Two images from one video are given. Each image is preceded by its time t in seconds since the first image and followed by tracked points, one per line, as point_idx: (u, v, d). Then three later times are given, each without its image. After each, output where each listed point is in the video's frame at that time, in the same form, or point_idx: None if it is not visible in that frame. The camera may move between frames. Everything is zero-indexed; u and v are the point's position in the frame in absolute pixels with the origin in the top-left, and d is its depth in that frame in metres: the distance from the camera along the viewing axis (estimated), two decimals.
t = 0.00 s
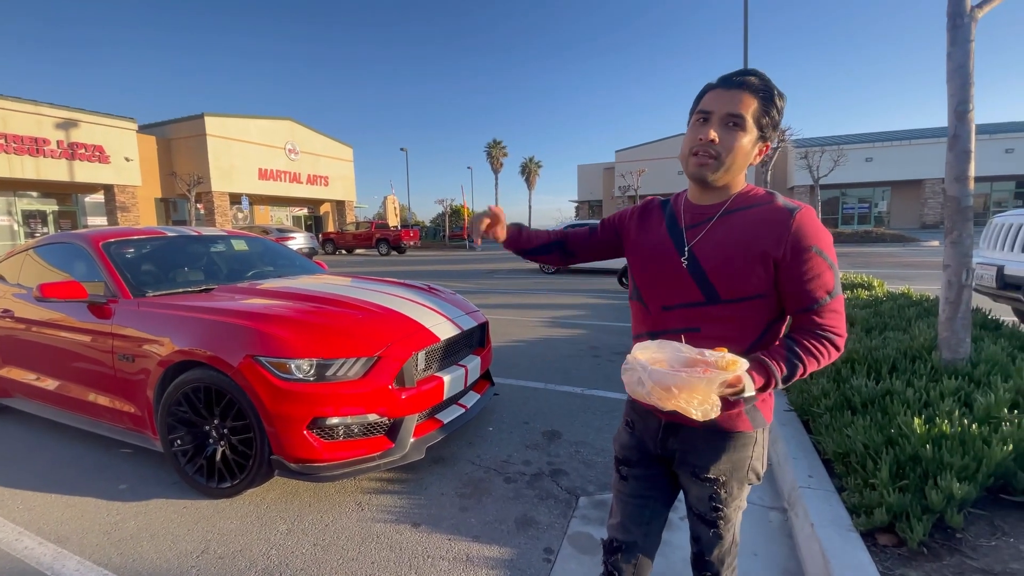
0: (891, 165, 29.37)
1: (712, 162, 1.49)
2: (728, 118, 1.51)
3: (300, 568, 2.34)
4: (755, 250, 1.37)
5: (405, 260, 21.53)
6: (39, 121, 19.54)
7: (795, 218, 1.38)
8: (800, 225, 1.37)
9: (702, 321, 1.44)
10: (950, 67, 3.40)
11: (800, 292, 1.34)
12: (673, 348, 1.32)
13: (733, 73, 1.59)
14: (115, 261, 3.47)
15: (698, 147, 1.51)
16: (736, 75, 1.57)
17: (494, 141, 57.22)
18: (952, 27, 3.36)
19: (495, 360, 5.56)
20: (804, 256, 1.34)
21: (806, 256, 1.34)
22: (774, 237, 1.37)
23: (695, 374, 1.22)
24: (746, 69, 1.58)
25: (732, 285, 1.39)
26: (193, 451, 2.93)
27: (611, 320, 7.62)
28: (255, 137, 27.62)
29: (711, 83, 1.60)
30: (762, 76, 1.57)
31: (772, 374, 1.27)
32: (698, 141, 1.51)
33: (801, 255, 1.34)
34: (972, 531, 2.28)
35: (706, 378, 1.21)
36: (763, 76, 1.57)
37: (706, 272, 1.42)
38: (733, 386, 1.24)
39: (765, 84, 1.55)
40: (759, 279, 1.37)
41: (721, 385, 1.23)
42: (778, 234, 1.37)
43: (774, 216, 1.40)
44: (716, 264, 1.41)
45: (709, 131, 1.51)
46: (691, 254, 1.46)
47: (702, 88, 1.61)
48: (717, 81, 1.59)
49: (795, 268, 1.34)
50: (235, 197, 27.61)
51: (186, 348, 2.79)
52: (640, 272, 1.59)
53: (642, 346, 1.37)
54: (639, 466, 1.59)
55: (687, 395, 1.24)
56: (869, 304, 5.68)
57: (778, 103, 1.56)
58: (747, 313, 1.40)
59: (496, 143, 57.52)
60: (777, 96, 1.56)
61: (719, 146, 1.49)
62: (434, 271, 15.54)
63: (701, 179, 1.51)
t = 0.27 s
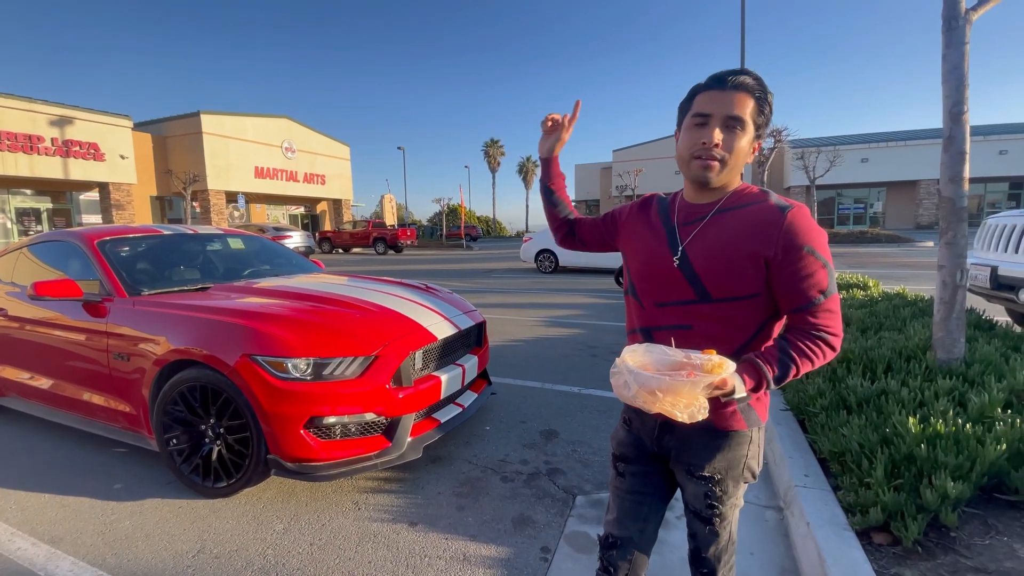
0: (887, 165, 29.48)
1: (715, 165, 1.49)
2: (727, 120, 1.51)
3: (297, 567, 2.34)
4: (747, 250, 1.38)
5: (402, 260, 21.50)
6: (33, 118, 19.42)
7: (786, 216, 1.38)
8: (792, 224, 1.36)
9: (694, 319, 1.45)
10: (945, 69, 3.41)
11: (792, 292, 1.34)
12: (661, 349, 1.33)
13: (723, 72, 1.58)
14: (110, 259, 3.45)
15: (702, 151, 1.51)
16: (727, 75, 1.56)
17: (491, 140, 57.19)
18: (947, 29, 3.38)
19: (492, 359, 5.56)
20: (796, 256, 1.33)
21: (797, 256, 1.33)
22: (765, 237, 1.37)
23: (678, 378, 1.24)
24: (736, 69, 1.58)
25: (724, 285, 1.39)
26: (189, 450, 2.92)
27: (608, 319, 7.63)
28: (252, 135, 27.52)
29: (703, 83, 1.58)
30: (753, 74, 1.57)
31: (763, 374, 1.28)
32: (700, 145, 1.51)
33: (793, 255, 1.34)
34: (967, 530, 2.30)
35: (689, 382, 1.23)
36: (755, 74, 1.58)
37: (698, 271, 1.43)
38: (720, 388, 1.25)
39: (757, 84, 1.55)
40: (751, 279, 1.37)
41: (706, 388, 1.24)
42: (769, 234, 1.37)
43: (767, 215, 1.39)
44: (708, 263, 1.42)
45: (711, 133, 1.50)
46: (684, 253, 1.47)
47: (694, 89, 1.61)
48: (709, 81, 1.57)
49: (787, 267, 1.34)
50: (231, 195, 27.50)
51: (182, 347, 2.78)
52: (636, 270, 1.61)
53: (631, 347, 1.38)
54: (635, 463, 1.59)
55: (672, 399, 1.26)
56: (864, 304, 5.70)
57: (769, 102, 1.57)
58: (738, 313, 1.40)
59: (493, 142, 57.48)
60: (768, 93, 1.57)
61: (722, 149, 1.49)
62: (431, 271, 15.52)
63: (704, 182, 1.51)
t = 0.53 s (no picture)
0: (884, 165, 29.56)
1: (710, 165, 1.50)
2: (721, 120, 1.51)
3: (295, 566, 2.34)
4: (736, 249, 1.37)
5: (400, 258, 21.49)
6: (29, 115, 19.33)
7: (776, 215, 1.36)
8: (783, 223, 1.34)
9: (685, 316, 1.46)
10: (942, 69, 3.42)
11: (781, 291, 1.33)
12: (642, 347, 1.34)
13: (713, 72, 1.58)
14: (107, 257, 3.43)
15: (695, 151, 1.51)
16: (718, 75, 1.56)
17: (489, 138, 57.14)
18: (944, 29, 3.39)
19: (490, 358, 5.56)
20: (785, 254, 1.31)
21: (786, 254, 1.31)
22: (754, 235, 1.36)
23: (654, 373, 1.25)
24: (726, 68, 1.57)
25: (713, 283, 1.40)
26: (186, 449, 2.92)
27: (606, 318, 7.64)
28: (249, 133, 27.44)
29: (694, 83, 1.58)
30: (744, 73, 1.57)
31: (749, 375, 1.28)
32: (694, 145, 1.51)
33: (782, 254, 1.32)
34: (963, 528, 2.31)
35: (665, 377, 1.24)
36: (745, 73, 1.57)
37: (688, 270, 1.44)
38: (697, 387, 1.26)
39: (748, 83, 1.55)
40: (739, 277, 1.37)
41: (682, 384, 1.24)
42: (758, 232, 1.36)
43: (758, 213, 1.38)
44: (697, 262, 1.42)
45: (706, 133, 1.50)
46: (676, 250, 1.48)
47: (685, 89, 1.61)
48: (700, 81, 1.57)
49: (776, 266, 1.32)
50: (228, 193, 27.42)
51: (180, 346, 2.78)
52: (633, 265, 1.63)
53: (614, 345, 1.40)
54: (632, 461, 1.60)
55: (648, 393, 1.26)
56: (861, 303, 5.72)
57: (761, 101, 1.56)
58: (728, 311, 1.41)
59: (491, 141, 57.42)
60: (760, 92, 1.57)
61: (716, 149, 1.50)
62: (428, 269, 15.50)
63: (699, 182, 1.51)
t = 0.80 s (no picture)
0: (882, 165, 29.61)
1: (707, 165, 1.50)
2: (717, 119, 1.51)
3: (293, 564, 2.34)
4: (731, 249, 1.38)
5: (398, 257, 21.48)
6: (27, 113, 19.28)
7: (771, 215, 1.36)
8: (778, 223, 1.34)
9: (680, 316, 1.47)
10: (939, 70, 3.43)
11: (775, 292, 1.32)
12: (628, 340, 1.36)
13: (710, 71, 1.58)
14: (104, 256, 3.43)
15: (692, 151, 1.52)
16: (715, 74, 1.57)
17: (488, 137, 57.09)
18: (942, 30, 3.39)
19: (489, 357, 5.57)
20: (779, 255, 1.31)
21: (780, 255, 1.31)
22: (749, 235, 1.36)
23: (635, 366, 1.26)
24: (723, 67, 1.58)
25: (707, 283, 1.40)
26: (184, 448, 2.92)
27: (606, 317, 7.65)
28: (248, 132, 27.39)
29: (690, 82, 1.59)
30: (740, 72, 1.57)
31: (735, 375, 1.29)
32: (691, 145, 1.52)
33: (777, 255, 1.32)
34: (958, 527, 2.32)
35: (645, 369, 1.25)
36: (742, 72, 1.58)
37: (683, 269, 1.44)
38: (679, 380, 1.26)
39: (745, 82, 1.55)
40: (734, 277, 1.38)
41: (663, 377, 1.25)
42: (753, 232, 1.36)
43: (753, 214, 1.38)
44: (692, 262, 1.43)
45: (702, 133, 1.51)
46: (672, 250, 1.49)
47: (682, 89, 1.61)
48: (697, 81, 1.57)
49: (771, 267, 1.32)
50: (226, 192, 27.38)
51: (178, 345, 2.78)
52: (631, 265, 1.64)
53: (603, 337, 1.42)
54: (628, 461, 1.61)
55: (629, 385, 1.28)
56: (859, 303, 5.74)
57: (757, 100, 1.57)
58: (722, 311, 1.41)
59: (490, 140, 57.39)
60: (757, 91, 1.57)
61: (713, 149, 1.50)
62: (427, 268, 15.50)
63: (696, 182, 1.52)
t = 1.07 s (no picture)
0: (881, 166, 29.64)
1: (709, 163, 1.50)
2: (720, 118, 1.51)
3: (292, 563, 2.34)
4: (735, 250, 1.38)
5: (398, 256, 21.47)
6: (26, 111, 19.25)
7: (776, 217, 1.37)
8: (782, 225, 1.35)
9: (680, 316, 1.47)
10: (939, 71, 3.44)
11: (778, 293, 1.33)
12: (633, 347, 1.36)
13: (714, 70, 1.58)
14: (104, 254, 3.43)
15: (694, 149, 1.52)
16: (718, 72, 1.57)
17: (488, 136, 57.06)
18: (941, 31, 3.40)
19: (488, 356, 5.57)
20: (782, 256, 1.32)
21: (783, 256, 1.32)
22: (752, 236, 1.37)
23: (644, 372, 1.26)
24: (726, 65, 1.58)
25: (709, 282, 1.41)
26: (183, 446, 2.92)
27: (604, 317, 7.65)
28: (247, 130, 27.37)
29: (693, 80, 1.59)
30: (744, 70, 1.57)
31: (740, 379, 1.31)
32: (693, 144, 1.52)
33: (781, 257, 1.32)
34: (955, 527, 2.32)
35: (654, 377, 1.25)
36: (746, 70, 1.58)
37: (685, 269, 1.45)
38: (687, 387, 1.27)
39: (749, 80, 1.55)
40: (737, 278, 1.38)
41: (672, 384, 1.25)
42: (757, 234, 1.36)
43: (757, 216, 1.39)
44: (695, 261, 1.43)
45: (705, 131, 1.51)
46: (673, 250, 1.49)
47: (685, 87, 1.61)
48: (700, 79, 1.58)
49: (774, 268, 1.33)
50: (225, 191, 27.35)
51: (177, 343, 2.78)
52: (631, 265, 1.64)
53: (606, 344, 1.42)
54: (625, 462, 1.61)
55: (637, 393, 1.27)
56: (857, 303, 5.75)
57: (761, 98, 1.57)
58: (724, 312, 1.41)
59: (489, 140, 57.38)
60: (761, 89, 1.57)
61: (716, 147, 1.50)
62: (426, 268, 15.49)
63: (698, 181, 1.52)
